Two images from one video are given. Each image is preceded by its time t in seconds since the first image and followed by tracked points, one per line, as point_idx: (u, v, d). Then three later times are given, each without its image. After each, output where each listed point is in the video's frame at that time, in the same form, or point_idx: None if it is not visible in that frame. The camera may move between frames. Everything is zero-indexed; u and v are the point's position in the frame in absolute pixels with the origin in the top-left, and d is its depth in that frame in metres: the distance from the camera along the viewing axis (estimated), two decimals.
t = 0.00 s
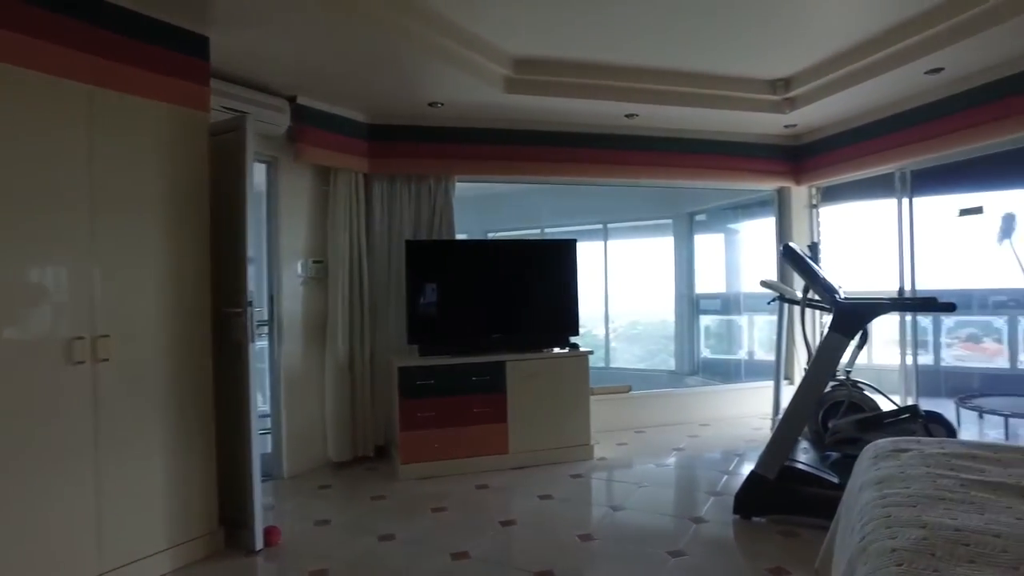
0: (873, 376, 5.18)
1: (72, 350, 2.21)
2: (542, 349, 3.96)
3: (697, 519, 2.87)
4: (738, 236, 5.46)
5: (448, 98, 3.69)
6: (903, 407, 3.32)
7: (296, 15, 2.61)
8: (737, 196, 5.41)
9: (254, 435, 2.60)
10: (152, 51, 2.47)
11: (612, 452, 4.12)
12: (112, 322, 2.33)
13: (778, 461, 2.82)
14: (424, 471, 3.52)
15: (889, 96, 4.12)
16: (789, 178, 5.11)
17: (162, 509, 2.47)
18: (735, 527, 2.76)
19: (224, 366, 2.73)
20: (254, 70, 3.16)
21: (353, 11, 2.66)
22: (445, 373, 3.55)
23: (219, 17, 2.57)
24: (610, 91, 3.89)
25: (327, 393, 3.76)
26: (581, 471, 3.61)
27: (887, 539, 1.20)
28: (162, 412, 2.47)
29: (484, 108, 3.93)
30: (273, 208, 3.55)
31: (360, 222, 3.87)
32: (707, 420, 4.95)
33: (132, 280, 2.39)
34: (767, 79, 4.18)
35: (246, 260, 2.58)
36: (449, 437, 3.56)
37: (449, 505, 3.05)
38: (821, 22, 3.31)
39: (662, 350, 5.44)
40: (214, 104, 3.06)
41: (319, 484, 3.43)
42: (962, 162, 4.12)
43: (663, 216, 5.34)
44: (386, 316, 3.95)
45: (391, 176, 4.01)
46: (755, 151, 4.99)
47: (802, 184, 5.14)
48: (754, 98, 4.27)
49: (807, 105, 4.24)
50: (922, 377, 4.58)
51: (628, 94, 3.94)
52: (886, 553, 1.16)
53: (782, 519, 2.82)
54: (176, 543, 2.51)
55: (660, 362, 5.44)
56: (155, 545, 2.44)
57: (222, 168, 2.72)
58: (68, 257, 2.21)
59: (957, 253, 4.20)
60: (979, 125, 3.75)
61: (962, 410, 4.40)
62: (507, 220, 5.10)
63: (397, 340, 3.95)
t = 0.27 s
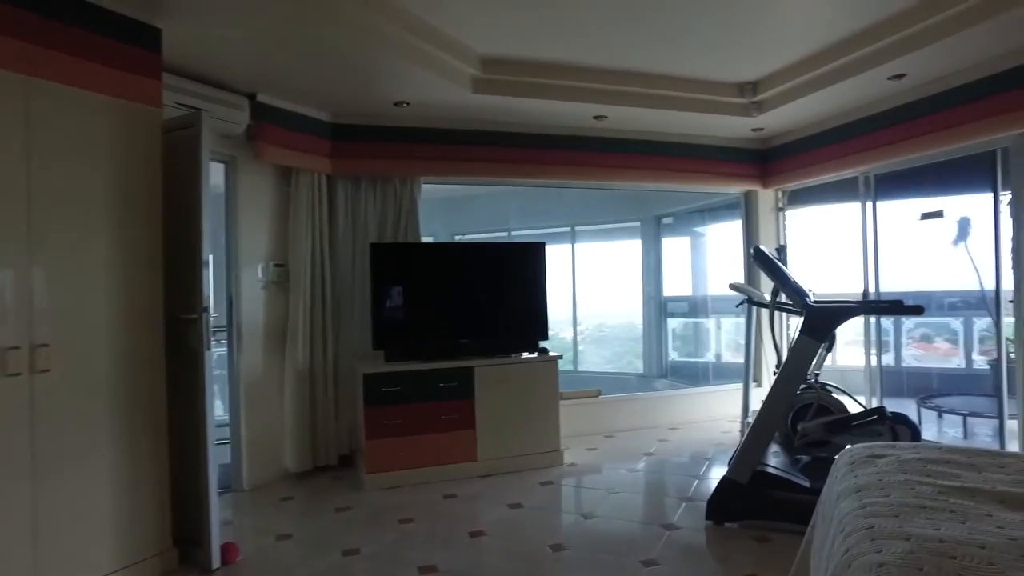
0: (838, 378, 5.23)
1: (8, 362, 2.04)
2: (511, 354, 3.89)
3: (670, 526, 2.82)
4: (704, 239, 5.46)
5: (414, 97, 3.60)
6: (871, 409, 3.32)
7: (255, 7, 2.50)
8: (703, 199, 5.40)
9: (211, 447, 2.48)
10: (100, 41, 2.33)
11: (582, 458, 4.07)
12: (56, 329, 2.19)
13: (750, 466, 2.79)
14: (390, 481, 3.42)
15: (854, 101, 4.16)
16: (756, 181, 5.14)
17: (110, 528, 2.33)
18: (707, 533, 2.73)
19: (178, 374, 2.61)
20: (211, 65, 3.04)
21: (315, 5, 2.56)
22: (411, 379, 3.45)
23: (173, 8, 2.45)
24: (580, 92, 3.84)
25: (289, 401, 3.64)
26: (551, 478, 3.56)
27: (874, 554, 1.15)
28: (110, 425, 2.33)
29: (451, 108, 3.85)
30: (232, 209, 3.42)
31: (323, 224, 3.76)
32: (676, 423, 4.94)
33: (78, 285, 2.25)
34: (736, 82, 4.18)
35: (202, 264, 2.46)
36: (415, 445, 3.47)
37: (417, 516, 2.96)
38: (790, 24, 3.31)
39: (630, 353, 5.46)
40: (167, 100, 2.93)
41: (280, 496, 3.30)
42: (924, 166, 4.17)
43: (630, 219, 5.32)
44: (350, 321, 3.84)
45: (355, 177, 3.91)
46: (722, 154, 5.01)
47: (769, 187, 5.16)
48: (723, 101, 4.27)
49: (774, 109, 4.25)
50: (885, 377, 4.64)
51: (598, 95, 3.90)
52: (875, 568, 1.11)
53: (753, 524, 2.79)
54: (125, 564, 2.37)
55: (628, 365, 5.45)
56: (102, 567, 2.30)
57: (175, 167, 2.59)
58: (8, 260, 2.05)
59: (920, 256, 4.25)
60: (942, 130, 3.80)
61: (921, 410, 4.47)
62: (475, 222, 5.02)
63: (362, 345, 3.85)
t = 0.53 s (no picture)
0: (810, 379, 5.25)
1: None
2: (484, 359, 3.82)
3: (648, 533, 2.78)
4: (676, 242, 5.46)
5: (386, 96, 3.52)
6: (845, 410, 3.30)
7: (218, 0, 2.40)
8: (678, 202, 5.39)
9: (171, 459, 2.36)
10: (49, 30, 2.20)
11: (557, 463, 4.01)
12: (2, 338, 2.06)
13: (728, 471, 2.76)
14: (361, 491, 3.32)
15: (826, 105, 4.18)
16: (730, 184, 5.14)
17: (62, 546, 2.21)
18: (685, 540, 2.69)
19: (137, 382, 2.48)
20: (174, 60, 2.92)
21: None
22: (382, 386, 3.36)
23: None
24: (554, 93, 3.79)
25: (256, 409, 3.52)
26: (526, 485, 3.49)
27: (868, 568, 1.11)
28: (61, 438, 2.20)
29: (423, 108, 3.78)
30: (195, 211, 3.30)
31: (291, 226, 3.65)
32: (651, 427, 4.91)
33: (28, 290, 2.13)
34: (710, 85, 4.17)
35: (161, 267, 2.35)
36: (387, 454, 3.38)
37: (389, 527, 2.88)
38: (765, 27, 3.31)
39: (601, 356, 5.44)
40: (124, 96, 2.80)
41: (246, 508, 3.19)
42: (894, 170, 4.21)
43: (603, 222, 5.31)
44: (319, 325, 3.74)
45: (324, 177, 3.81)
46: (696, 157, 5.00)
47: (742, 190, 5.17)
48: (697, 104, 4.26)
49: (748, 112, 4.26)
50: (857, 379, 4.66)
51: (572, 96, 3.86)
52: None
53: (732, 531, 2.76)
54: None
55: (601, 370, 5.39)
56: None
57: (133, 166, 2.47)
58: None
59: (893, 260, 4.26)
60: (912, 134, 3.83)
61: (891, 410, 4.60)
62: (447, 225, 4.94)
63: (332, 351, 3.75)
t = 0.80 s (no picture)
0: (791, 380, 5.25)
1: None
2: (465, 362, 3.75)
3: (634, 539, 2.73)
4: (657, 244, 5.45)
5: (364, 94, 3.44)
6: (828, 412, 3.30)
7: None
8: (660, 203, 5.38)
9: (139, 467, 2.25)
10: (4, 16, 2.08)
11: (539, 468, 3.95)
12: None
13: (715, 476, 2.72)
14: (339, 498, 3.24)
15: (807, 107, 4.18)
16: (711, 186, 5.13)
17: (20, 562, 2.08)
18: (671, 545, 2.65)
19: (102, 388, 2.38)
20: (144, 53, 2.83)
21: None
22: (360, 390, 3.28)
23: None
24: (535, 92, 3.74)
25: (230, 415, 3.42)
26: (508, 490, 3.43)
27: None
28: (20, 448, 2.09)
29: (403, 106, 3.70)
30: (166, 210, 3.19)
31: (266, 227, 3.55)
32: (633, 430, 4.87)
33: None
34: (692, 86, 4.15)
35: (129, 268, 2.26)
36: (366, 460, 3.30)
37: (368, 536, 2.80)
38: (748, 27, 3.29)
39: (579, 357, 5.35)
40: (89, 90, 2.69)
41: (219, 517, 3.08)
42: (872, 173, 4.21)
43: (584, 223, 5.25)
44: (295, 328, 3.64)
45: (301, 177, 3.72)
46: (677, 158, 4.99)
47: (723, 191, 5.16)
48: (679, 104, 4.24)
49: (729, 114, 4.25)
50: (838, 380, 4.66)
51: (553, 96, 3.81)
52: None
53: (717, 536, 2.72)
54: None
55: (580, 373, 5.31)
56: None
57: (99, 162, 2.37)
58: None
59: (868, 261, 4.30)
60: (892, 136, 3.84)
61: (871, 411, 4.57)
62: (425, 226, 4.86)
63: (309, 355, 3.66)
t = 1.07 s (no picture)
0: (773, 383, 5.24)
1: None
2: (447, 366, 3.67)
3: (621, 547, 2.66)
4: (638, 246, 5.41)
5: (343, 91, 3.35)
6: (816, 415, 3.26)
7: None
8: (643, 205, 5.31)
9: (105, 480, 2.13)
10: None
11: (523, 473, 3.89)
12: None
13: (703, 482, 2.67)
14: (317, 508, 3.13)
15: (791, 108, 4.17)
16: (694, 187, 5.11)
17: None
18: (658, 553, 2.59)
19: (65, 396, 2.26)
20: (112, 45, 2.71)
21: None
22: (339, 396, 3.19)
23: None
24: (519, 91, 3.68)
25: (203, 422, 3.31)
26: (492, 497, 3.36)
27: None
28: None
29: (383, 104, 3.61)
30: (136, 210, 3.07)
31: (242, 228, 3.44)
32: (616, 434, 4.83)
33: None
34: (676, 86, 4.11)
35: (95, 270, 2.15)
36: (345, 468, 3.20)
37: (347, 547, 2.70)
38: (734, 26, 3.24)
39: (559, 360, 5.37)
40: (50, 82, 2.57)
41: (192, 530, 2.97)
42: (855, 175, 4.21)
43: (565, 225, 5.18)
44: (272, 333, 3.54)
45: (278, 176, 3.61)
46: (661, 159, 4.95)
47: (707, 193, 5.14)
48: (663, 105, 4.19)
49: (714, 114, 4.21)
50: (821, 381, 4.66)
51: (537, 95, 3.74)
52: None
53: (705, 543, 2.67)
54: None
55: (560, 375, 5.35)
56: None
57: (62, 158, 2.25)
58: None
59: (853, 263, 4.27)
60: (875, 138, 3.83)
61: (853, 411, 4.54)
62: (406, 228, 4.81)
63: (286, 359, 3.56)
